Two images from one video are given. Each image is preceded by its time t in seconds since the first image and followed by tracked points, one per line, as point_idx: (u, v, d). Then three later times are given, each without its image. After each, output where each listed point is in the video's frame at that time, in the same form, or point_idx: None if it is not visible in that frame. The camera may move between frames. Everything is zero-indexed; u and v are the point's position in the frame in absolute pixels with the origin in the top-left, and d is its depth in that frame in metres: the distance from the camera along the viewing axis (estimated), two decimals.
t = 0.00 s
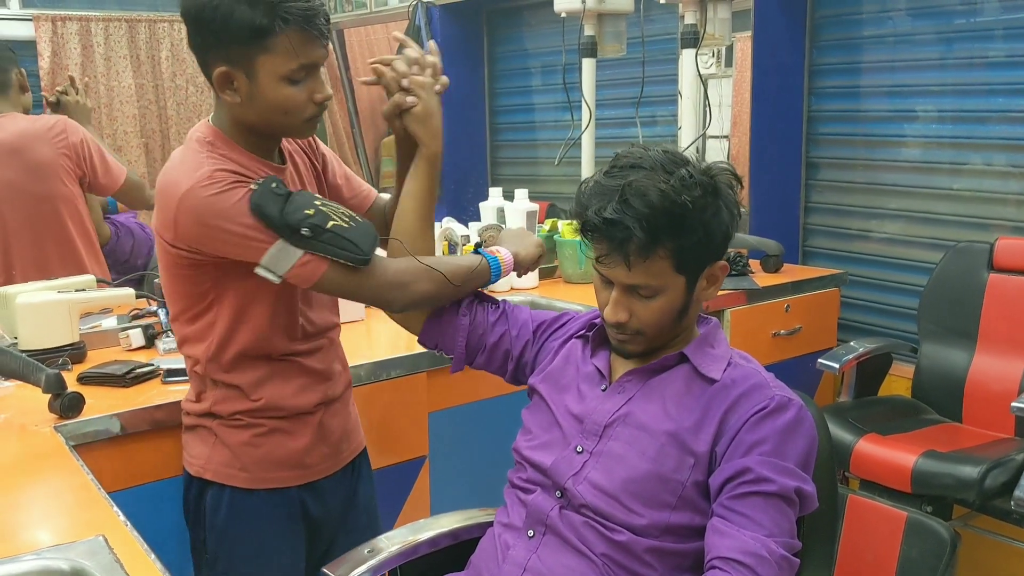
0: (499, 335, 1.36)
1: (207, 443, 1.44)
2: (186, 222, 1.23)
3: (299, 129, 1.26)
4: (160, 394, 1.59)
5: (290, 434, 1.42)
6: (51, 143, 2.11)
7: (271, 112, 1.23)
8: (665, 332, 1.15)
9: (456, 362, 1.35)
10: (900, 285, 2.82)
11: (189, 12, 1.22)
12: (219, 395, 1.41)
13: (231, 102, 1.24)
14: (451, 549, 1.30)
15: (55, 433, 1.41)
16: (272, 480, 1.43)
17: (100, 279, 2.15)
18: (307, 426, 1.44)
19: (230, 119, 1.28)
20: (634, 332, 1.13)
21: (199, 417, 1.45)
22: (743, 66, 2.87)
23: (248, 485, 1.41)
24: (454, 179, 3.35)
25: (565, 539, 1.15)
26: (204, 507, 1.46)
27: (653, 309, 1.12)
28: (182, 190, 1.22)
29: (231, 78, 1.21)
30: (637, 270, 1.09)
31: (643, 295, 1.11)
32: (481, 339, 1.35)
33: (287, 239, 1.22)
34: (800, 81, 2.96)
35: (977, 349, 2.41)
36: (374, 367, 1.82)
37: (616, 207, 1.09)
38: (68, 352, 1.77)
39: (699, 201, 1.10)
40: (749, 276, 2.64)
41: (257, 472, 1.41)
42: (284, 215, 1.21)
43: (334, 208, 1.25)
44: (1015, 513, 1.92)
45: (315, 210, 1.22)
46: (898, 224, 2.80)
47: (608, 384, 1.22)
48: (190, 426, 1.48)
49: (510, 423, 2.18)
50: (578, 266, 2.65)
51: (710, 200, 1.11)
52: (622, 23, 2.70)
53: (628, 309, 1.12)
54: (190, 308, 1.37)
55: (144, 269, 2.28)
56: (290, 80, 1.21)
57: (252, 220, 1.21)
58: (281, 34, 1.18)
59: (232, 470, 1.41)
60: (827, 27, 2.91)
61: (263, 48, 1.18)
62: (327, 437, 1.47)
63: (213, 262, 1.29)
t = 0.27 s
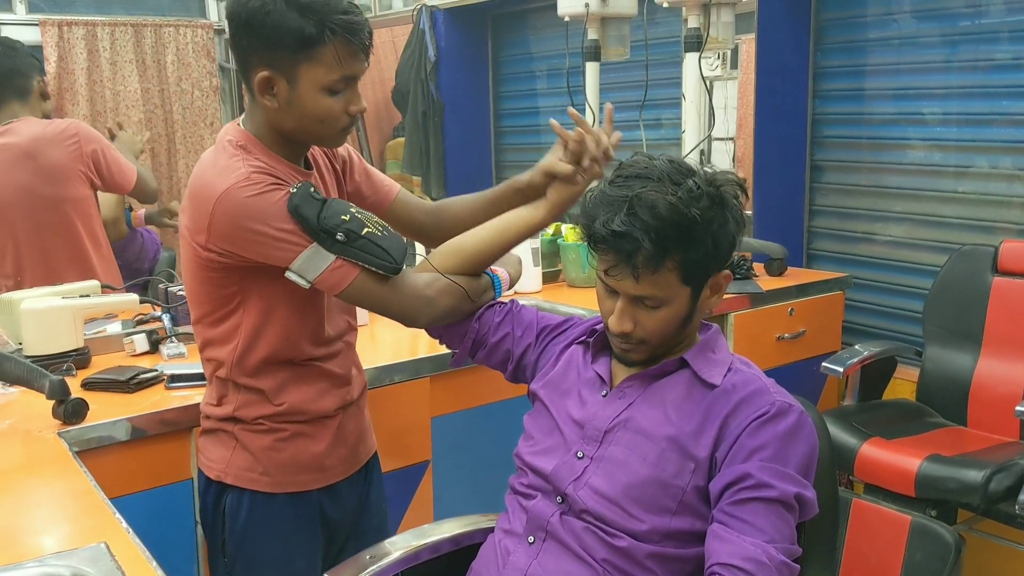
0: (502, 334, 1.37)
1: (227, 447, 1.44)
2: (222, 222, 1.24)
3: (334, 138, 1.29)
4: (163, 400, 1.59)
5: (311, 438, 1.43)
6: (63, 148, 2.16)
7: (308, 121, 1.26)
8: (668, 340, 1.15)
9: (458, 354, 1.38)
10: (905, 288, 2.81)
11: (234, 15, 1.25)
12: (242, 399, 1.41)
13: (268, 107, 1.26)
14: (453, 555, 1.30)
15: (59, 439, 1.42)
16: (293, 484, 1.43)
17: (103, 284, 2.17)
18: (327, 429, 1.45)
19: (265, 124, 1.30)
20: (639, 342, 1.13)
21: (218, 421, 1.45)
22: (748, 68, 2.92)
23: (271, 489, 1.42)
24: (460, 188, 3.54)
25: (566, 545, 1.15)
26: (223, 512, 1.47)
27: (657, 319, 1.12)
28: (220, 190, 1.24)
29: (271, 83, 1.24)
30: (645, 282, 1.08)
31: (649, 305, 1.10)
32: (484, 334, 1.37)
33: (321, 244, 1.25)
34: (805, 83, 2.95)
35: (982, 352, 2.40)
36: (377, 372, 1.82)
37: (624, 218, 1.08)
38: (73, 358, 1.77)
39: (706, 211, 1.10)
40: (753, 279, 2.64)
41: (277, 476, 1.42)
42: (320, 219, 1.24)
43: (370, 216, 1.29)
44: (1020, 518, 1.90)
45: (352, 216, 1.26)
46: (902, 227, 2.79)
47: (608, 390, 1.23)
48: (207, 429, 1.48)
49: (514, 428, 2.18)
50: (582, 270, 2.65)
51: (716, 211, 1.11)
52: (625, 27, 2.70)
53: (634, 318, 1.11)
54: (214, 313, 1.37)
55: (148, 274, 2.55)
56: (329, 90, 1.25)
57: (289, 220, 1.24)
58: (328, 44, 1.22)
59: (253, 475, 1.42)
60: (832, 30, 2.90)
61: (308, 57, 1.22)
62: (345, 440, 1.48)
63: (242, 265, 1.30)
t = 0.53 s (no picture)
0: (503, 337, 1.38)
1: (235, 442, 1.45)
2: (229, 222, 1.25)
3: (347, 152, 1.30)
4: (167, 402, 1.60)
5: (317, 438, 1.43)
6: (79, 150, 2.37)
7: (324, 133, 1.27)
8: (670, 344, 1.15)
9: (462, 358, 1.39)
10: (909, 289, 2.81)
11: (266, 21, 1.25)
12: (249, 398, 1.42)
13: (285, 114, 1.27)
14: (457, 557, 1.31)
15: (63, 441, 1.42)
16: (300, 484, 1.44)
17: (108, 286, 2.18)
18: (334, 430, 1.45)
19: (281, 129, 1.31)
20: (642, 346, 1.13)
21: (227, 418, 1.46)
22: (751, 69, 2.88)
23: (276, 487, 1.42)
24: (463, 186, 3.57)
25: (569, 547, 1.15)
26: (230, 508, 1.47)
27: (660, 324, 1.12)
28: (228, 190, 1.24)
29: (291, 93, 1.24)
30: (649, 289, 1.08)
31: (652, 311, 1.10)
32: (487, 336, 1.38)
33: (321, 249, 1.24)
34: (808, 84, 2.95)
35: (987, 353, 2.40)
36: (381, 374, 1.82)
37: (630, 226, 1.08)
38: (77, 360, 1.79)
39: (712, 218, 1.09)
40: (757, 280, 2.63)
41: (284, 476, 1.43)
42: (322, 225, 1.23)
43: (375, 223, 1.27)
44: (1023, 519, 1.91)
45: (355, 222, 1.25)
46: (907, 227, 2.79)
47: (611, 392, 1.23)
48: (217, 427, 1.49)
49: (517, 429, 2.18)
50: (586, 271, 2.65)
51: (722, 219, 1.11)
52: (629, 28, 2.70)
53: (637, 324, 1.11)
54: (225, 310, 1.38)
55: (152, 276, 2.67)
56: (348, 106, 1.25)
57: (291, 224, 1.23)
58: (351, 64, 1.22)
59: (260, 473, 1.42)
60: (835, 31, 2.90)
61: (330, 73, 1.22)
62: (353, 441, 1.48)
63: (250, 265, 1.30)
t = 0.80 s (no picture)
0: (506, 342, 1.36)
1: (250, 443, 1.45)
2: (252, 223, 1.26)
3: (358, 145, 1.30)
4: (170, 401, 1.60)
5: (332, 436, 1.44)
6: (84, 150, 2.38)
7: (333, 128, 1.27)
8: (677, 349, 1.16)
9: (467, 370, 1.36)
10: (913, 288, 2.81)
11: (267, 22, 1.25)
12: (266, 397, 1.42)
13: (295, 113, 1.27)
14: (460, 556, 1.30)
15: (66, 440, 1.43)
16: (316, 482, 1.44)
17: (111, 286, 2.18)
18: (348, 427, 1.46)
19: (292, 128, 1.31)
20: (649, 351, 1.13)
21: (242, 417, 1.46)
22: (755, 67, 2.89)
23: (295, 485, 1.43)
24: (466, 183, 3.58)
25: (573, 547, 1.15)
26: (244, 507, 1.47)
27: (668, 331, 1.12)
28: (251, 190, 1.25)
29: (298, 90, 1.25)
30: (658, 297, 1.08)
31: (661, 318, 1.10)
32: (491, 339, 1.36)
33: (348, 245, 1.25)
34: (811, 84, 2.95)
35: (990, 353, 2.40)
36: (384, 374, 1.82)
37: (638, 233, 1.07)
38: (81, 360, 1.78)
39: (720, 227, 1.09)
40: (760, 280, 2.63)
41: (300, 474, 1.43)
42: (347, 221, 1.25)
43: (398, 215, 1.29)
44: None
45: (379, 216, 1.26)
46: (910, 227, 2.78)
47: (616, 393, 1.22)
48: (230, 426, 1.49)
49: (520, 429, 2.18)
50: (588, 271, 2.64)
51: (730, 224, 1.11)
52: (631, 28, 2.70)
53: (645, 330, 1.11)
54: (241, 309, 1.38)
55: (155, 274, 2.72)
56: (355, 99, 1.25)
57: (316, 222, 1.25)
58: (355, 55, 1.22)
59: (277, 471, 1.42)
60: (838, 30, 2.90)
61: (334, 67, 1.22)
62: (366, 438, 1.49)
63: (268, 263, 1.31)
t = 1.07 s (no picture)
0: (506, 337, 1.36)
1: (265, 445, 1.45)
2: (264, 224, 1.25)
3: (358, 140, 1.30)
4: (172, 404, 1.60)
5: (346, 434, 1.44)
6: (85, 153, 2.37)
7: (336, 124, 1.27)
8: (679, 353, 1.16)
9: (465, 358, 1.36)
10: (915, 289, 2.80)
11: (266, 22, 1.25)
12: (280, 398, 1.42)
13: (297, 111, 1.27)
14: (462, 558, 1.31)
15: (69, 443, 1.43)
16: (332, 481, 1.44)
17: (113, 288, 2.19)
18: (361, 426, 1.46)
19: (294, 127, 1.31)
20: (653, 356, 1.14)
21: (254, 419, 1.46)
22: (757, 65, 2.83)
23: (311, 485, 1.43)
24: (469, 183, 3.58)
25: (575, 549, 1.15)
26: (260, 508, 1.47)
27: (672, 337, 1.12)
28: (262, 192, 1.25)
29: (301, 88, 1.24)
30: (665, 304, 1.08)
31: (667, 323, 1.10)
32: (491, 335, 1.36)
33: (361, 243, 1.26)
34: (813, 84, 2.95)
35: (993, 353, 2.39)
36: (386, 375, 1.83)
37: (649, 240, 1.07)
38: (83, 362, 1.79)
39: (729, 235, 1.09)
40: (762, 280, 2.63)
41: (317, 473, 1.43)
42: (359, 219, 1.26)
43: (408, 213, 1.30)
44: None
45: (390, 213, 1.28)
46: (913, 227, 2.78)
47: (618, 396, 1.22)
48: (242, 427, 1.49)
49: (523, 430, 2.18)
50: (591, 271, 2.64)
51: (739, 233, 1.11)
52: (633, 28, 2.69)
53: (650, 335, 1.11)
54: (252, 309, 1.38)
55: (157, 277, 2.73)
56: (357, 95, 1.25)
57: (329, 221, 1.25)
58: (358, 50, 1.23)
59: (292, 471, 1.42)
60: (840, 31, 2.90)
61: (337, 63, 1.22)
62: (378, 436, 1.50)
63: (280, 265, 1.31)
